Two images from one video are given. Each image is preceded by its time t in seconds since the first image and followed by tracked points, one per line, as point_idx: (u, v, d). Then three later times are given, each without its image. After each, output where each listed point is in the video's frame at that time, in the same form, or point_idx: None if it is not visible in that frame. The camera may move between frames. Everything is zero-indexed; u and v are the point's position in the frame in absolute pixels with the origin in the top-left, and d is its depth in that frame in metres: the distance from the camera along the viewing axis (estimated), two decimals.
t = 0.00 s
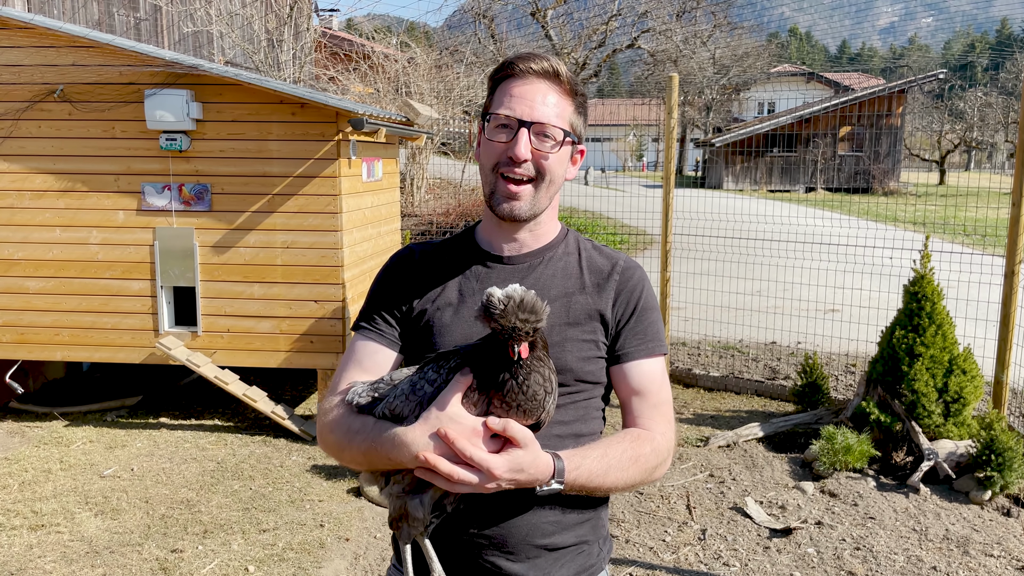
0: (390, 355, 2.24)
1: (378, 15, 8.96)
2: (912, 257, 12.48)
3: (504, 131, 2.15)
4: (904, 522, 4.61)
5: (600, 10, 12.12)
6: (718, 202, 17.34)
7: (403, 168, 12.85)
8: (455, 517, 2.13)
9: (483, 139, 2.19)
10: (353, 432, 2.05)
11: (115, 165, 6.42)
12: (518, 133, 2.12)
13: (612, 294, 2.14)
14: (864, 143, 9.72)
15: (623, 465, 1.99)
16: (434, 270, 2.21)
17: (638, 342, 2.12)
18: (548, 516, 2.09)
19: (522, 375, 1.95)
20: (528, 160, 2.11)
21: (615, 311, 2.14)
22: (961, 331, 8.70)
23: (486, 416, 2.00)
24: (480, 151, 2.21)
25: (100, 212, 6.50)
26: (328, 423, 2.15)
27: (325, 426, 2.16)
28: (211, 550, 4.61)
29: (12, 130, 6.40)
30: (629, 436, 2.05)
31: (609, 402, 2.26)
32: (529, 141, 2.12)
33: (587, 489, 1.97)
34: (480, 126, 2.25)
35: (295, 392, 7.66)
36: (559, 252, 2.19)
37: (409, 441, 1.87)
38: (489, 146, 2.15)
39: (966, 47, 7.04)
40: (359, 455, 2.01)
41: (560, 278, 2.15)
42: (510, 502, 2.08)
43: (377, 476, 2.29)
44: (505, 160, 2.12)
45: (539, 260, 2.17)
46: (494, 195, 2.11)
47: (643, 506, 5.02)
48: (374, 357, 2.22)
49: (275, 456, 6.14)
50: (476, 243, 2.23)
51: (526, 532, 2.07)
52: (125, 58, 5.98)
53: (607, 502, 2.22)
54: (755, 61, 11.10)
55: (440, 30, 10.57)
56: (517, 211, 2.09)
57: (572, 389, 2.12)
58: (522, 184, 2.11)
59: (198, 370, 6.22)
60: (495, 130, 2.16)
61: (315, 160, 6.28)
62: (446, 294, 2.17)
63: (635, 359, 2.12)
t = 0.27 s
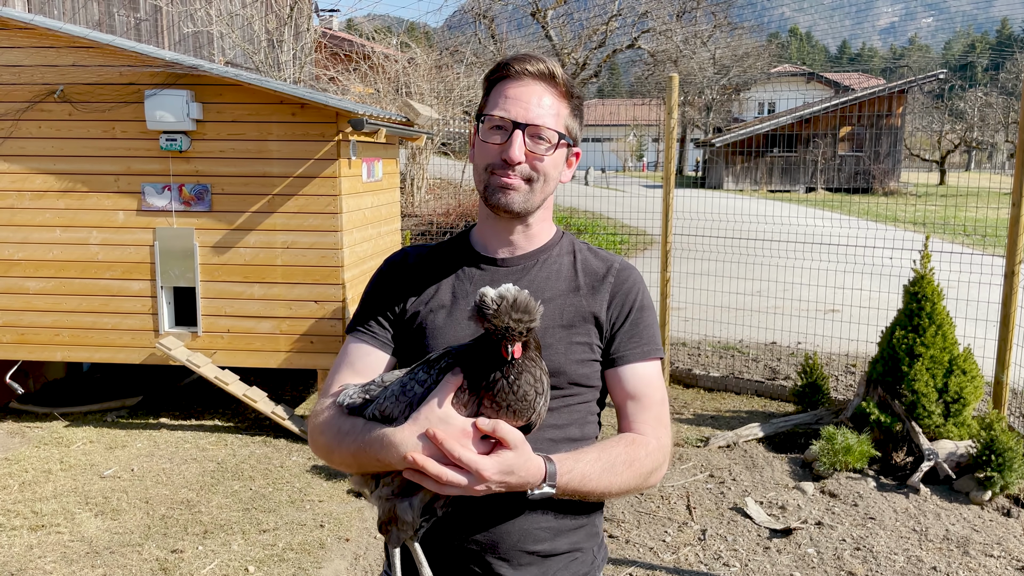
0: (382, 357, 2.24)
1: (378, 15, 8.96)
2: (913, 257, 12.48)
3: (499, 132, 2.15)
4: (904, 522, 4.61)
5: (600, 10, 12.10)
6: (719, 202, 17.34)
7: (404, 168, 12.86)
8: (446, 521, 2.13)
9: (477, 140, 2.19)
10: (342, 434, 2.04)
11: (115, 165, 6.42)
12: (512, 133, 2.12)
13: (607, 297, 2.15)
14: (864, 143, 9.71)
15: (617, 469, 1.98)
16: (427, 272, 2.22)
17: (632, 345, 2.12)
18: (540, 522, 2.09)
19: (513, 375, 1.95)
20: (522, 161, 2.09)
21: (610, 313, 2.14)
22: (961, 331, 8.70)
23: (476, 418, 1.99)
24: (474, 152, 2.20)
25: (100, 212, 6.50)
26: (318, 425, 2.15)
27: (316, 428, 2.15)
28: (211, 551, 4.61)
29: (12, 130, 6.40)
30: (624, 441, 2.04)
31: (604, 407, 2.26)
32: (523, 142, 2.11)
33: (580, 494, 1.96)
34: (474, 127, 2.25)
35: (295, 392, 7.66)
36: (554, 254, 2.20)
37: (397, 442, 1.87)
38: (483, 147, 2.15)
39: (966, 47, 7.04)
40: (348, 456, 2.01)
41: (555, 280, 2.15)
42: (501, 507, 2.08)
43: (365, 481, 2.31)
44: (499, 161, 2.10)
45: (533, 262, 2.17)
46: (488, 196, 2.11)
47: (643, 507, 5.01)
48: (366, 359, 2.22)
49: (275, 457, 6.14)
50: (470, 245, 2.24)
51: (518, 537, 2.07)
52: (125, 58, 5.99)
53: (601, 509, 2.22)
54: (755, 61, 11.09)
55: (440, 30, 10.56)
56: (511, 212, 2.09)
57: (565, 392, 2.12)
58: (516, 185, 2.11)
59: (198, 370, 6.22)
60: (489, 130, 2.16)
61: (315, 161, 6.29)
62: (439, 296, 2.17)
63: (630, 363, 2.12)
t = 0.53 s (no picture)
0: (377, 359, 2.24)
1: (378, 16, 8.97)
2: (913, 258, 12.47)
3: (492, 134, 2.15)
4: (904, 523, 4.61)
5: (600, 11, 12.11)
6: (718, 203, 17.36)
7: (404, 168, 12.87)
8: (440, 524, 2.13)
9: (471, 141, 2.19)
10: (335, 436, 2.04)
11: (115, 166, 6.43)
12: (506, 135, 2.12)
13: (602, 298, 2.14)
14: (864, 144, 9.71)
15: (613, 473, 1.99)
16: (421, 273, 2.22)
17: (627, 346, 2.12)
18: (533, 526, 2.09)
19: (507, 375, 1.94)
20: (516, 163, 2.09)
21: (605, 315, 2.14)
22: (961, 332, 8.70)
23: (468, 418, 1.99)
24: (468, 153, 2.20)
25: (100, 213, 6.51)
26: (312, 426, 2.15)
27: (310, 429, 2.15)
28: (211, 551, 4.61)
29: (13, 131, 6.41)
30: (619, 444, 2.04)
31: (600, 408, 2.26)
32: (517, 144, 2.11)
33: (577, 499, 1.97)
34: (468, 129, 2.25)
35: (295, 392, 7.67)
36: (548, 255, 2.20)
37: (388, 443, 1.86)
38: (477, 149, 2.15)
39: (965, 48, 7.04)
40: (341, 458, 2.01)
41: (549, 281, 2.16)
42: (495, 511, 2.08)
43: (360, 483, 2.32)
44: (492, 163, 2.10)
45: (527, 263, 2.18)
46: (481, 198, 2.12)
47: (643, 507, 5.02)
48: (361, 360, 2.22)
49: (275, 457, 6.14)
50: (466, 247, 2.25)
51: (511, 541, 2.07)
52: (125, 59, 5.99)
53: (596, 513, 2.21)
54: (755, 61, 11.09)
55: (440, 31, 10.56)
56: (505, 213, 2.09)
57: (559, 395, 2.12)
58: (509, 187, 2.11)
59: (198, 371, 6.22)
60: (483, 133, 2.16)
61: (315, 161, 6.29)
62: (433, 297, 2.17)
63: (625, 365, 2.12)
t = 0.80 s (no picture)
0: (375, 359, 2.25)
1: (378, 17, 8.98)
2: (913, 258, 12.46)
3: (485, 132, 2.14)
4: (904, 523, 4.62)
5: (600, 11, 12.12)
6: (718, 203, 17.37)
7: (404, 169, 12.89)
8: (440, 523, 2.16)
9: (463, 141, 2.19)
10: (332, 436, 2.04)
11: (116, 167, 6.43)
12: (499, 133, 2.12)
13: (598, 294, 2.15)
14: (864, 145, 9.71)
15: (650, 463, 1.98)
16: (417, 273, 2.23)
17: (624, 342, 2.14)
18: (530, 522, 2.11)
19: (497, 371, 1.94)
20: (509, 159, 2.10)
21: (601, 312, 2.15)
22: (962, 333, 8.70)
23: (461, 417, 1.99)
24: (460, 153, 2.20)
25: (101, 213, 6.51)
26: (310, 426, 2.15)
27: (307, 430, 2.16)
28: (211, 552, 4.62)
29: (13, 131, 6.41)
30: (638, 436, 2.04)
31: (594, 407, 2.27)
32: (510, 141, 2.12)
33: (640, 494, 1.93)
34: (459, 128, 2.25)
35: (295, 393, 7.67)
36: (544, 253, 2.20)
37: (382, 444, 1.86)
38: (469, 147, 2.15)
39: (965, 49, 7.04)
40: (337, 458, 2.01)
41: (545, 278, 2.16)
42: (493, 508, 2.11)
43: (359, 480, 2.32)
44: (486, 161, 2.11)
45: (523, 261, 2.18)
46: (477, 196, 2.11)
47: (643, 508, 5.02)
48: (358, 360, 2.23)
49: (275, 458, 6.14)
50: (461, 246, 2.25)
51: (508, 536, 2.10)
52: (125, 60, 6.00)
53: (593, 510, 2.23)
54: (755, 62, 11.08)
55: (440, 32, 10.56)
56: (501, 209, 2.09)
57: (555, 391, 2.13)
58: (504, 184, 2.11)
59: (199, 371, 6.22)
60: (475, 131, 2.16)
61: (315, 162, 6.30)
62: (429, 297, 2.18)
63: (621, 360, 2.15)
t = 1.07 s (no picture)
0: (379, 357, 2.25)
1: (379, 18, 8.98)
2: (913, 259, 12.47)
3: (481, 129, 2.14)
4: (904, 524, 4.62)
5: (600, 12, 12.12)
6: (719, 204, 17.37)
7: (404, 170, 12.89)
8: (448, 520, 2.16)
9: (460, 139, 2.19)
10: (340, 435, 2.04)
11: (116, 167, 6.44)
12: (495, 130, 2.12)
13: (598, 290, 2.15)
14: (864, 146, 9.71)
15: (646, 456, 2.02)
16: (418, 269, 2.22)
17: (625, 337, 2.15)
18: (534, 513, 2.11)
19: (503, 370, 1.96)
20: (508, 155, 2.10)
21: (603, 308, 2.15)
22: (962, 333, 8.70)
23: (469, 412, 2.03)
24: (458, 152, 2.20)
25: (101, 214, 6.52)
26: (316, 426, 2.14)
27: (313, 430, 2.14)
28: (212, 552, 4.62)
29: (14, 132, 6.42)
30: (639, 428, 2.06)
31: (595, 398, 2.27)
32: (507, 137, 2.12)
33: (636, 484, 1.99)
34: (455, 128, 2.25)
35: (296, 393, 7.67)
36: (545, 249, 2.20)
37: (393, 441, 1.86)
38: (467, 145, 2.15)
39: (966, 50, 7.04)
40: (347, 456, 2.00)
41: (547, 275, 2.16)
42: (497, 501, 2.11)
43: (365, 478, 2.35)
44: (485, 158, 2.11)
45: (525, 258, 2.17)
46: (477, 194, 2.12)
47: (643, 509, 5.02)
48: (363, 360, 2.23)
49: (276, 458, 6.15)
50: (461, 244, 2.24)
51: (514, 528, 2.10)
52: (126, 61, 6.01)
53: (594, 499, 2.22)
54: (755, 63, 11.08)
55: (440, 33, 10.56)
56: (502, 206, 2.10)
57: (559, 387, 2.13)
58: (504, 180, 2.11)
59: (199, 372, 6.23)
60: (471, 129, 2.15)
61: (315, 163, 6.31)
62: (432, 294, 2.17)
63: (622, 354, 2.15)
